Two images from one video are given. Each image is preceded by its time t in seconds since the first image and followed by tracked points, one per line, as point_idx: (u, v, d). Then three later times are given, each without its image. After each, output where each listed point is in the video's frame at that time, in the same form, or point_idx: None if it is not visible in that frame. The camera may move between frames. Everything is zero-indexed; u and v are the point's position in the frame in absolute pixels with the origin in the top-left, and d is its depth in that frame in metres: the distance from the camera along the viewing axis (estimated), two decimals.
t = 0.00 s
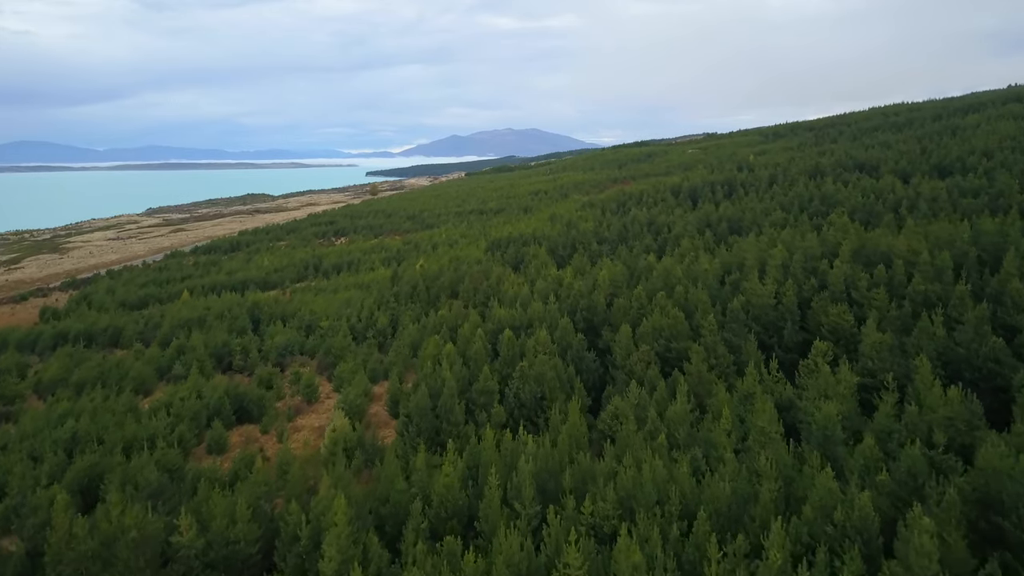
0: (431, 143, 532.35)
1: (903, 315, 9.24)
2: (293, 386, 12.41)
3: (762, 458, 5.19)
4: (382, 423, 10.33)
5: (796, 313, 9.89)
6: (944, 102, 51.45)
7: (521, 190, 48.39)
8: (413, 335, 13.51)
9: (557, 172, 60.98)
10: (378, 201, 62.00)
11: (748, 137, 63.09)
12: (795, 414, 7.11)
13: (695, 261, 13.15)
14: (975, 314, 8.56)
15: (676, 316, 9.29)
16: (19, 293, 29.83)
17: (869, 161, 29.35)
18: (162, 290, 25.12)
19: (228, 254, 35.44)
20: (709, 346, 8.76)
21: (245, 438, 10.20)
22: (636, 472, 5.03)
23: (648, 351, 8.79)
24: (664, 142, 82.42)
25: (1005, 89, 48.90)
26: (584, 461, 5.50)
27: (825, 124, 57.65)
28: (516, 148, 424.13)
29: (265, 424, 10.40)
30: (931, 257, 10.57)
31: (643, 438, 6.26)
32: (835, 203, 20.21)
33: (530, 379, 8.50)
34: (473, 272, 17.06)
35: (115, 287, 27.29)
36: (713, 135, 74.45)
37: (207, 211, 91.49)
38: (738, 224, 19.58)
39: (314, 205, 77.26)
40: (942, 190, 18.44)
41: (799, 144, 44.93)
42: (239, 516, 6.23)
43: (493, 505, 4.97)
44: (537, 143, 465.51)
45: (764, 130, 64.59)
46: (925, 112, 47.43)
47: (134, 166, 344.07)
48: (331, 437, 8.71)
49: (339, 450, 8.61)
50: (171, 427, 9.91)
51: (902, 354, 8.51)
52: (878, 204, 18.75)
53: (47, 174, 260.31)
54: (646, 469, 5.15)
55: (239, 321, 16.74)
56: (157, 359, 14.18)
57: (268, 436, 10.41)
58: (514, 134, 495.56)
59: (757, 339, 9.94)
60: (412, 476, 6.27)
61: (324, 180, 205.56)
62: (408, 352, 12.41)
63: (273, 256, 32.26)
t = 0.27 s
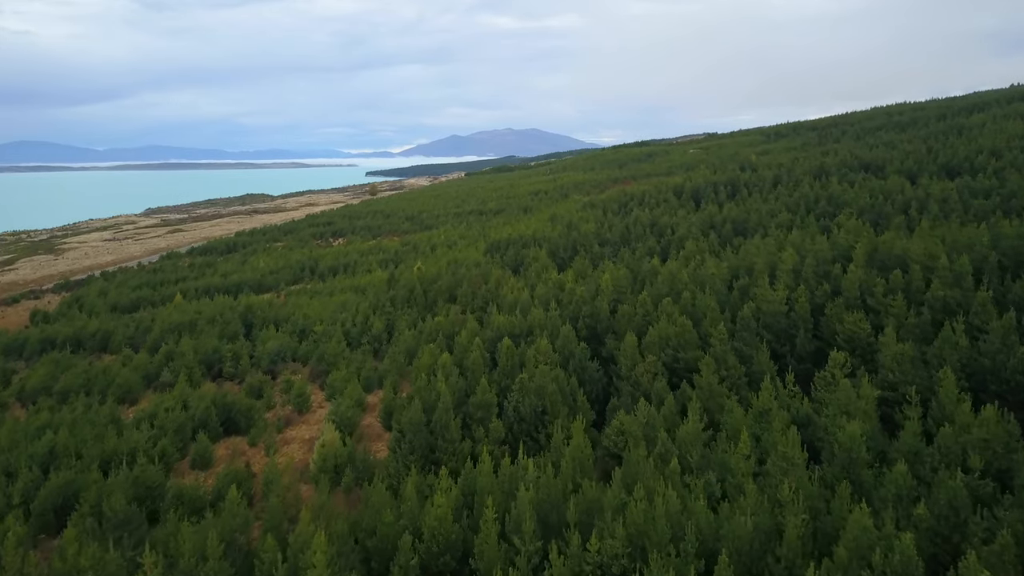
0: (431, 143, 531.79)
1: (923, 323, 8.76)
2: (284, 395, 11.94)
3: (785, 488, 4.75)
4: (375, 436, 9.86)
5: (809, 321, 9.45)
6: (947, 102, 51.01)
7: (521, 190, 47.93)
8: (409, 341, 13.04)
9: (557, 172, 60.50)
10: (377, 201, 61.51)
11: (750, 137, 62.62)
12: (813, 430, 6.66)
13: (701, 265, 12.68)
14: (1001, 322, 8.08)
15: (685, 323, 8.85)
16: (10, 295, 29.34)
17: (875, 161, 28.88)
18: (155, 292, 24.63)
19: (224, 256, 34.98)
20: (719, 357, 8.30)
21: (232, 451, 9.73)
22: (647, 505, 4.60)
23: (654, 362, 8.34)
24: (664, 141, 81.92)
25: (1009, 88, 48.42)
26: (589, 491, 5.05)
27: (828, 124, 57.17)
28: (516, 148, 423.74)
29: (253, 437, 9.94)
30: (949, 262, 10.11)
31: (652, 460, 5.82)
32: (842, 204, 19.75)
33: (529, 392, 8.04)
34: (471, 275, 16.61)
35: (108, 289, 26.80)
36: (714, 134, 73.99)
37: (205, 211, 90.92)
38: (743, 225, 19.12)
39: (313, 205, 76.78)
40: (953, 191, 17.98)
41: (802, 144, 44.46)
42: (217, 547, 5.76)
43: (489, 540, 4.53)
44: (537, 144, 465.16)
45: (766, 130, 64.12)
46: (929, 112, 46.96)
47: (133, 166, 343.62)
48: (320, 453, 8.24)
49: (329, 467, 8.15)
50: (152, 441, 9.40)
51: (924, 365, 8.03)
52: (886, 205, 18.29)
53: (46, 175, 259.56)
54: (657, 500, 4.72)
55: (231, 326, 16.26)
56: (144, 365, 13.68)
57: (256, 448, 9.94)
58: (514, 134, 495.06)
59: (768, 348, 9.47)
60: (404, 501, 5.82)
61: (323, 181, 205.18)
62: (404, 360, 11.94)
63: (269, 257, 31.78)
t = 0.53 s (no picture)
0: (431, 142, 531.15)
1: (949, 334, 8.23)
2: (272, 407, 11.40)
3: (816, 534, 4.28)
4: (366, 452, 9.33)
5: (825, 331, 8.92)
6: (952, 101, 50.46)
7: (521, 190, 47.40)
8: (404, 349, 12.51)
9: (557, 172, 59.96)
10: (376, 201, 60.95)
11: (752, 137, 62.04)
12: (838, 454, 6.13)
13: (709, 270, 12.14)
14: None
15: (695, 334, 8.30)
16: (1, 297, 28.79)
17: (882, 161, 28.31)
18: (147, 295, 24.10)
19: (219, 257, 34.44)
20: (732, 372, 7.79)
21: (214, 468, 9.20)
22: (664, 554, 4.15)
23: (663, 375, 7.81)
24: (666, 141, 81.31)
25: (1015, 87, 47.83)
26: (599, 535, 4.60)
27: (831, 123, 56.62)
28: (516, 148, 423.12)
29: (237, 453, 9.40)
30: (974, 267, 9.56)
31: (665, 491, 5.29)
32: (851, 205, 19.20)
33: (530, 409, 7.50)
34: (469, 279, 16.07)
35: (100, 291, 26.27)
36: (716, 134, 73.42)
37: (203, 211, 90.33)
38: (749, 228, 18.57)
39: (311, 205, 76.24)
40: (967, 192, 17.41)
41: (806, 144, 43.91)
42: None
43: None
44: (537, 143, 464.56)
45: (768, 130, 63.57)
46: (934, 111, 46.40)
47: (132, 166, 343.02)
48: (306, 474, 7.70)
49: (315, 489, 7.61)
50: (129, 459, 8.85)
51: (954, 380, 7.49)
52: (897, 207, 17.75)
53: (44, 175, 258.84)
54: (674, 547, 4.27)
55: (221, 331, 15.72)
56: (129, 374, 13.11)
57: (241, 465, 9.41)
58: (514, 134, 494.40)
59: (783, 359, 8.95)
60: (392, 538, 5.31)
61: (322, 180, 204.63)
62: (398, 369, 11.40)
63: (265, 259, 31.25)
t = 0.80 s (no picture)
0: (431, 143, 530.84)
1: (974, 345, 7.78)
2: (262, 417, 10.95)
3: None
4: (358, 467, 8.89)
5: (841, 340, 8.48)
6: (956, 100, 50.00)
7: (521, 191, 46.99)
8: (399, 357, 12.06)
9: (558, 171, 59.55)
10: (374, 201, 60.52)
11: (753, 137, 61.60)
12: (862, 478, 5.70)
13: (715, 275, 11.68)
14: None
15: (705, 345, 7.85)
16: None
17: (888, 160, 27.85)
18: (140, 298, 23.67)
19: (215, 258, 34.01)
20: (745, 385, 7.35)
21: (198, 485, 8.75)
22: None
23: (671, 389, 7.35)
24: (666, 140, 80.79)
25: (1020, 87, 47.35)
26: None
27: (833, 123, 56.18)
28: (515, 148, 422.62)
29: (222, 468, 8.94)
30: (997, 273, 9.10)
31: (679, 523, 4.85)
32: (859, 206, 18.75)
33: (530, 426, 7.05)
34: (468, 283, 15.62)
35: (92, 293, 25.83)
36: (717, 134, 72.99)
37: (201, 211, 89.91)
38: (755, 229, 18.12)
39: (310, 205, 75.85)
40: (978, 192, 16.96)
41: (809, 143, 43.47)
42: None
43: None
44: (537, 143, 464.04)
45: (770, 129, 63.13)
46: (938, 110, 45.94)
47: (132, 166, 342.59)
48: (292, 494, 7.23)
49: (301, 510, 7.16)
50: (107, 476, 8.39)
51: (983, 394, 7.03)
52: (907, 208, 17.30)
53: (43, 174, 258.17)
54: None
55: (211, 337, 15.27)
56: (113, 382, 12.62)
57: (226, 481, 8.95)
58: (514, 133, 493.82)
59: (797, 370, 8.50)
60: None
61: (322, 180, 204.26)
62: (392, 379, 10.96)
63: (261, 260, 30.81)
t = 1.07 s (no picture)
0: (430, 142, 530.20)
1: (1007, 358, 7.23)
2: (247, 431, 10.41)
3: None
4: (347, 488, 8.34)
5: (863, 353, 7.94)
6: (960, 100, 49.42)
7: (521, 191, 46.44)
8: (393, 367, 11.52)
9: (558, 171, 59.03)
10: (373, 202, 59.95)
11: (756, 136, 61.03)
12: (897, 512, 5.16)
13: (724, 281, 11.15)
14: None
15: (718, 359, 7.30)
16: None
17: (895, 160, 27.30)
18: (131, 301, 23.13)
19: (210, 260, 33.48)
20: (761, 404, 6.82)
21: (175, 507, 8.21)
22: None
23: (682, 407, 6.82)
24: (668, 140, 80.21)
25: None
26: None
27: (836, 122, 55.61)
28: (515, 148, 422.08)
29: (202, 488, 8.40)
30: None
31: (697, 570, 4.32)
32: (869, 208, 18.20)
33: (530, 448, 6.51)
34: (465, 287, 15.07)
35: (83, 296, 25.29)
36: (718, 133, 72.44)
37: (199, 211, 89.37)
38: (762, 232, 17.59)
39: (309, 206, 75.32)
40: (993, 193, 16.42)
41: (812, 143, 42.93)
42: None
43: None
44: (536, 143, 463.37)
45: (772, 129, 62.57)
46: (943, 110, 45.38)
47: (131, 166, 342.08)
48: (272, 521, 6.68)
49: (283, 539, 6.61)
50: (78, 498, 7.84)
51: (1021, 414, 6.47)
52: (919, 210, 16.75)
53: (42, 173, 257.30)
54: None
55: (200, 343, 14.72)
56: (94, 393, 12.06)
57: (206, 502, 8.41)
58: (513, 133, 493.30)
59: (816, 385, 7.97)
60: None
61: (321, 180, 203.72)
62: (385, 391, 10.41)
63: (257, 262, 30.26)
